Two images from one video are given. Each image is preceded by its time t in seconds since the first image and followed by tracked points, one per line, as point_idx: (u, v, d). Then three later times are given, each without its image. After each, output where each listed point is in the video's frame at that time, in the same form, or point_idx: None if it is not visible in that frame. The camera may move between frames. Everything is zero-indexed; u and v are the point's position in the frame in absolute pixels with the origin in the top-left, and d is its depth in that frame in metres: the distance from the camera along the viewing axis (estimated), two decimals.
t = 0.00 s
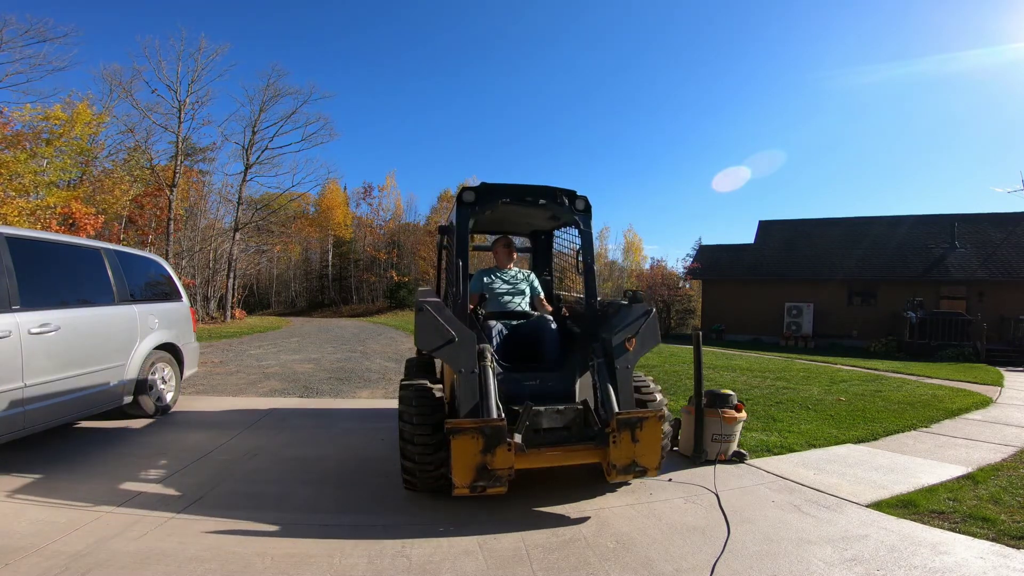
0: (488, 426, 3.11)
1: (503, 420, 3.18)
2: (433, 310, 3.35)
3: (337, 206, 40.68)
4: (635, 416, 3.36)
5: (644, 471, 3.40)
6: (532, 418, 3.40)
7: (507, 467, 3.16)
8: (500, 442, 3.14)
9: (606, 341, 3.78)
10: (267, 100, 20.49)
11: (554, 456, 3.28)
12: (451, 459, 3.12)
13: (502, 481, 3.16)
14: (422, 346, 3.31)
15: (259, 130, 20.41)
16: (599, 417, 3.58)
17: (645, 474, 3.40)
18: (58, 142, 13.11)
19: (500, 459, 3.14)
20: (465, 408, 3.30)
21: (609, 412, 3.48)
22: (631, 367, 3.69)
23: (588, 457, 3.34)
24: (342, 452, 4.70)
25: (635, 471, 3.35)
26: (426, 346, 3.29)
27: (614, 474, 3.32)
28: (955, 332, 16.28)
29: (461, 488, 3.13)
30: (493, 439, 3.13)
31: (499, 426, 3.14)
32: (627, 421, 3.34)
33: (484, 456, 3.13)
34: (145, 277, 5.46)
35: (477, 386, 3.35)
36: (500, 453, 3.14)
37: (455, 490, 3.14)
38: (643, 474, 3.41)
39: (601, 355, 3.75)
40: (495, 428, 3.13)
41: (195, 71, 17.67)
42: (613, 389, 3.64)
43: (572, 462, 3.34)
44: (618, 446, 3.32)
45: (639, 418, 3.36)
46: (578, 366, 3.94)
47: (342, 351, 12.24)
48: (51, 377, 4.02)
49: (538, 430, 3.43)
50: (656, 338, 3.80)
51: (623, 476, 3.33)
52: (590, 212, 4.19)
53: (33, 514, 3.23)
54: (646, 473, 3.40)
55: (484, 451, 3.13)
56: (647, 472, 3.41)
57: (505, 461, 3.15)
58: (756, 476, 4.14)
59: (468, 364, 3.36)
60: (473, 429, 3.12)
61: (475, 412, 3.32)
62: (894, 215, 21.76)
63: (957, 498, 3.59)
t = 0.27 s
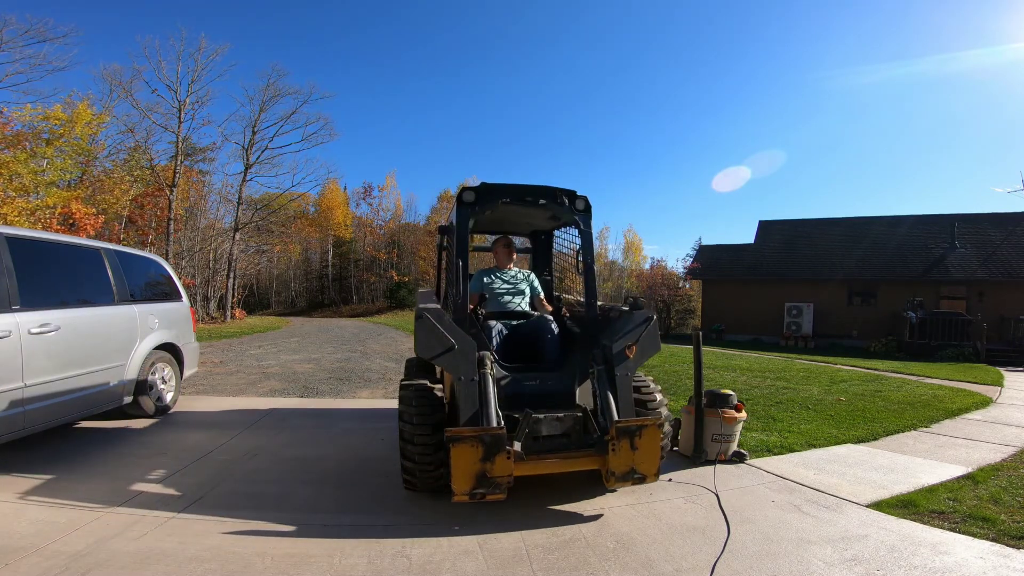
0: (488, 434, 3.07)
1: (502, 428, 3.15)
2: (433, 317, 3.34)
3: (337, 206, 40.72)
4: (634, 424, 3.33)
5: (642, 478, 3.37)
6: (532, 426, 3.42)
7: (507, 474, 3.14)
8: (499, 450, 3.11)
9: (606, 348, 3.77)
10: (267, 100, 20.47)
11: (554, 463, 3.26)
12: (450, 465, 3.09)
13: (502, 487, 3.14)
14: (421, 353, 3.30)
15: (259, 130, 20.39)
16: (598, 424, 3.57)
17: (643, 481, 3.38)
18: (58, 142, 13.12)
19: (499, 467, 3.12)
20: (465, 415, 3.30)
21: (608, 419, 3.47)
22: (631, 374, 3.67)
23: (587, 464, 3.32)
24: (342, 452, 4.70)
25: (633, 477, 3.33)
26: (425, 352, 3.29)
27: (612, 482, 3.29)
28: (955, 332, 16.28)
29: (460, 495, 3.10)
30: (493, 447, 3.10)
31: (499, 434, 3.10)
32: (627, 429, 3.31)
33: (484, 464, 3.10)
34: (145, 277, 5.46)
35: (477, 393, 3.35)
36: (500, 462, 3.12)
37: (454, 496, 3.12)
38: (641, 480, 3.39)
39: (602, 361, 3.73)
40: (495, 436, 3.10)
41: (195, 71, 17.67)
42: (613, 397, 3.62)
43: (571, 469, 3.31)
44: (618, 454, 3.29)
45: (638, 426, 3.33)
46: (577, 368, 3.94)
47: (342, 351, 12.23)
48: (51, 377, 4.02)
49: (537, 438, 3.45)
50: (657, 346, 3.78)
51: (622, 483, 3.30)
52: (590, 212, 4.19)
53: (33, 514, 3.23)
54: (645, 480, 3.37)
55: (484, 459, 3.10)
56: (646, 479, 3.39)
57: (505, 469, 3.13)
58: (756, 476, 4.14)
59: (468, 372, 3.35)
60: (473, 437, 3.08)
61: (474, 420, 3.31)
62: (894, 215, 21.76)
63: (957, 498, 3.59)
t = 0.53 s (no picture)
0: (488, 439, 3.07)
1: (502, 432, 3.15)
2: (433, 322, 3.34)
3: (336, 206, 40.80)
4: (634, 429, 3.33)
5: (642, 482, 3.38)
6: (532, 430, 3.40)
7: (507, 479, 3.14)
8: (499, 454, 3.12)
9: (606, 351, 3.76)
10: (267, 100, 20.44)
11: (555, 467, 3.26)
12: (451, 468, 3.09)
13: (501, 491, 3.13)
14: (421, 357, 3.30)
15: (259, 130, 20.38)
16: (598, 426, 3.57)
17: (643, 485, 3.38)
18: (58, 142, 13.13)
19: (499, 472, 3.12)
20: (465, 419, 3.29)
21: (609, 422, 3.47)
22: (631, 378, 3.68)
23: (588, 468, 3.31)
24: (342, 452, 4.70)
25: (633, 481, 3.34)
26: (425, 356, 3.29)
27: (612, 485, 3.29)
28: (955, 332, 16.28)
29: (460, 500, 3.10)
30: (493, 451, 3.11)
31: (499, 439, 3.11)
32: (628, 433, 3.31)
33: (483, 469, 3.10)
34: (145, 277, 5.46)
35: (477, 398, 3.34)
36: (500, 466, 3.12)
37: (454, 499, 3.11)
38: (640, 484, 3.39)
39: (602, 364, 3.73)
40: (495, 440, 3.11)
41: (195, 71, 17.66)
42: (613, 401, 3.62)
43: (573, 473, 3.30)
44: (617, 458, 3.30)
45: (638, 431, 3.33)
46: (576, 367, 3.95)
47: (342, 351, 12.23)
48: (52, 377, 4.02)
49: (537, 442, 3.42)
50: (656, 350, 3.79)
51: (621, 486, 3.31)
52: (590, 212, 4.19)
53: (34, 514, 3.23)
54: (644, 483, 3.38)
55: (483, 464, 3.10)
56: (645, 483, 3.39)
57: (505, 474, 3.13)
58: (756, 475, 4.14)
59: (468, 376, 3.36)
60: (472, 442, 3.08)
61: (474, 424, 3.31)
62: (894, 215, 21.76)
63: (957, 498, 3.59)
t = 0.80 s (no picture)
0: (488, 441, 3.07)
1: (502, 434, 3.15)
2: (433, 324, 3.34)
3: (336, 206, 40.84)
4: (634, 431, 3.33)
5: (641, 484, 3.37)
6: (531, 431, 3.40)
7: (506, 481, 3.14)
8: (499, 456, 3.12)
9: (606, 353, 3.76)
10: (267, 100, 20.42)
11: (556, 469, 3.26)
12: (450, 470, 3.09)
13: (501, 493, 3.14)
14: (420, 359, 3.31)
15: (259, 130, 20.36)
16: (598, 427, 3.57)
17: (642, 487, 3.38)
18: (59, 142, 13.14)
19: (499, 474, 3.12)
20: (465, 421, 3.30)
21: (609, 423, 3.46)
22: (631, 380, 3.68)
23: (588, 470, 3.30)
24: (342, 452, 4.70)
25: (632, 482, 3.34)
26: (424, 359, 3.30)
27: (612, 486, 3.29)
28: (955, 332, 16.27)
29: (460, 502, 3.10)
30: (493, 454, 3.10)
31: (499, 442, 3.11)
32: (628, 435, 3.31)
33: (483, 471, 3.10)
34: (145, 277, 5.46)
35: (477, 400, 3.34)
36: (500, 468, 3.12)
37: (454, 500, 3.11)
38: (640, 486, 3.38)
39: (602, 365, 3.73)
40: (494, 443, 3.11)
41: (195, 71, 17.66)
42: (613, 403, 3.63)
43: (573, 475, 3.29)
44: (617, 460, 3.30)
45: (638, 432, 3.33)
46: (576, 368, 3.95)
47: (342, 351, 12.23)
48: (52, 377, 4.02)
49: (537, 443, 3.43)
50: (657, 352, 3.78)
51: (621, 487, 3.31)
52: (590, 212, 4.19)
53: (34, 514, 3.24)
54: (643, 485, 3.37)
55: (484, 466, 3.10)
56: (645, 485, 3.39)
57: (504, 476, 3.13)
58: (756, 475, 4.14)
59: (468, 378, 3.36)
60: (472, 444, 3.08)
61: (474, 426, 3.31)
62: (894, 215, 21.76)
63: (957, 498, 3.59)
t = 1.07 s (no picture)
0: (488, 442, 3.07)
1: (502, 434, 3.15)
2: (433, 324, 3.35)
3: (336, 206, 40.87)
4: (634, 431, 3.32)
5: (641, 484, 3.37)
6: (531, 431, 3.40)
7: (506, 481, 3.13)
8: (499, 456, 3.12)
9: (606, 353, 3.75)
10: (267, 100, 20.42)
11: (556, 469, 3.26)
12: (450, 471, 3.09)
13: (500, 493, 3.14)
14: (420, 359, 3.31)
15: (259, 130, 20.36)
16: (598, 427, 3.56)
17: (642, 487, 3.38)
18: (59, 142, 13.13)
19: (499, 474, 3.12)
20: (464, 421, 3.29)
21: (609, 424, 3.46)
22: (631, 381, 3.68)
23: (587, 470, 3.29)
24: (343, 452, 4.69)
25: (631, 482, 3.34)
26: (424, 358, 3.30)
27: (612, 486, 3.29)
28: (955, 332, 16.26)
29: (460, 502, 3.10)
30: (493, 453, 3.11)
31: (499, 442, 3.11)
32: (628, 435, 3.31)
33: (483, 471, 3.10)
34: (145, 277, 5.46)
35: (477, 400, 3.34)
36: (500, 468, 3.12)
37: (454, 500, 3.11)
38: (640, 486, 3.38)
39: (602, 365, 3.73)
40: (494, 443, 3.11)
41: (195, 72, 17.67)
42: (612, 403, 3.63)
43: (572, 475, 3.29)
44: (617, 460, 3.30)
45: (638, 432, 3.33)
46: (576, 367, 3.94)
47: (342, 351, 12.23)
48: (52, 377, 4.02)
49: (537, 443, 3.43)
50: (656, 352, 3.78)
51: (620, 487, 3.31)
52: (590, 212, 4.19)
53: (34, 514, 3.23)
54: (643, 485, 3.37)
55: (483, 466, 3.10)
56: (645, 485, 3.39)
57: (504, 476, 3.13)
58: (756, 476, 4.14)
59: (468, 379, 3.35)
60: (472, 444, 3.08)
61: (474, 427, 3.30)
62: (894, 215, 21.76)
63: (957, 498, 3.59)
